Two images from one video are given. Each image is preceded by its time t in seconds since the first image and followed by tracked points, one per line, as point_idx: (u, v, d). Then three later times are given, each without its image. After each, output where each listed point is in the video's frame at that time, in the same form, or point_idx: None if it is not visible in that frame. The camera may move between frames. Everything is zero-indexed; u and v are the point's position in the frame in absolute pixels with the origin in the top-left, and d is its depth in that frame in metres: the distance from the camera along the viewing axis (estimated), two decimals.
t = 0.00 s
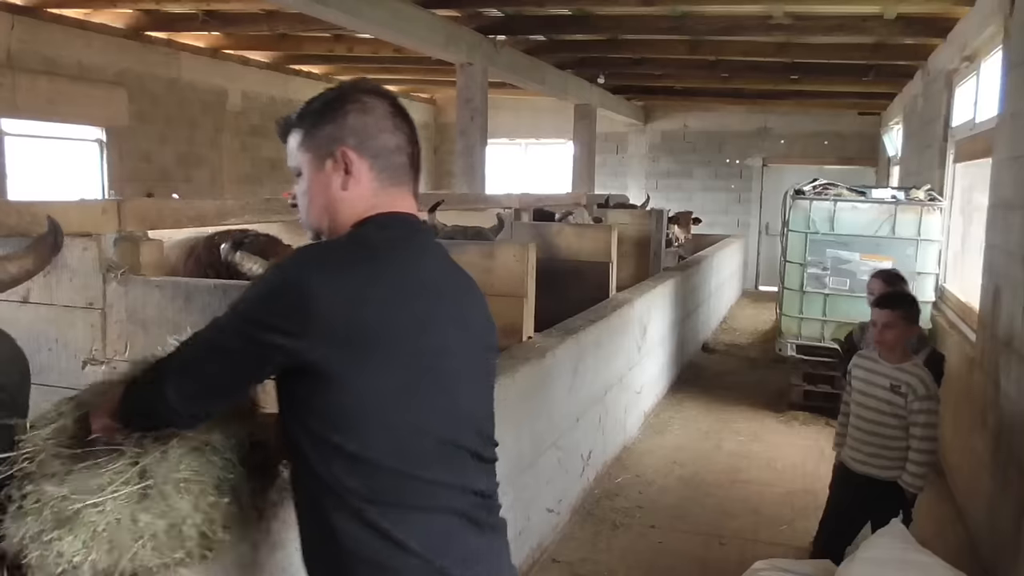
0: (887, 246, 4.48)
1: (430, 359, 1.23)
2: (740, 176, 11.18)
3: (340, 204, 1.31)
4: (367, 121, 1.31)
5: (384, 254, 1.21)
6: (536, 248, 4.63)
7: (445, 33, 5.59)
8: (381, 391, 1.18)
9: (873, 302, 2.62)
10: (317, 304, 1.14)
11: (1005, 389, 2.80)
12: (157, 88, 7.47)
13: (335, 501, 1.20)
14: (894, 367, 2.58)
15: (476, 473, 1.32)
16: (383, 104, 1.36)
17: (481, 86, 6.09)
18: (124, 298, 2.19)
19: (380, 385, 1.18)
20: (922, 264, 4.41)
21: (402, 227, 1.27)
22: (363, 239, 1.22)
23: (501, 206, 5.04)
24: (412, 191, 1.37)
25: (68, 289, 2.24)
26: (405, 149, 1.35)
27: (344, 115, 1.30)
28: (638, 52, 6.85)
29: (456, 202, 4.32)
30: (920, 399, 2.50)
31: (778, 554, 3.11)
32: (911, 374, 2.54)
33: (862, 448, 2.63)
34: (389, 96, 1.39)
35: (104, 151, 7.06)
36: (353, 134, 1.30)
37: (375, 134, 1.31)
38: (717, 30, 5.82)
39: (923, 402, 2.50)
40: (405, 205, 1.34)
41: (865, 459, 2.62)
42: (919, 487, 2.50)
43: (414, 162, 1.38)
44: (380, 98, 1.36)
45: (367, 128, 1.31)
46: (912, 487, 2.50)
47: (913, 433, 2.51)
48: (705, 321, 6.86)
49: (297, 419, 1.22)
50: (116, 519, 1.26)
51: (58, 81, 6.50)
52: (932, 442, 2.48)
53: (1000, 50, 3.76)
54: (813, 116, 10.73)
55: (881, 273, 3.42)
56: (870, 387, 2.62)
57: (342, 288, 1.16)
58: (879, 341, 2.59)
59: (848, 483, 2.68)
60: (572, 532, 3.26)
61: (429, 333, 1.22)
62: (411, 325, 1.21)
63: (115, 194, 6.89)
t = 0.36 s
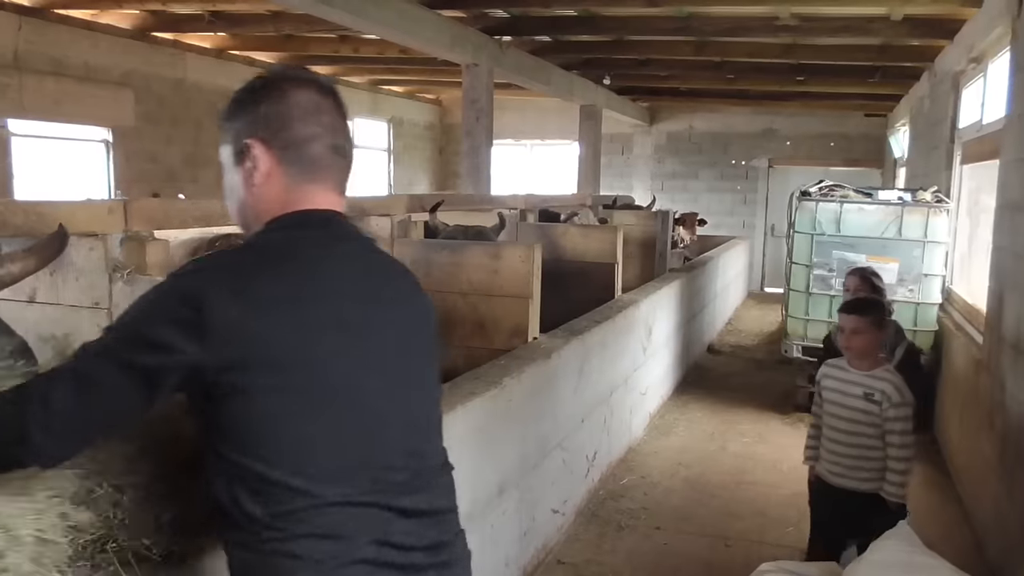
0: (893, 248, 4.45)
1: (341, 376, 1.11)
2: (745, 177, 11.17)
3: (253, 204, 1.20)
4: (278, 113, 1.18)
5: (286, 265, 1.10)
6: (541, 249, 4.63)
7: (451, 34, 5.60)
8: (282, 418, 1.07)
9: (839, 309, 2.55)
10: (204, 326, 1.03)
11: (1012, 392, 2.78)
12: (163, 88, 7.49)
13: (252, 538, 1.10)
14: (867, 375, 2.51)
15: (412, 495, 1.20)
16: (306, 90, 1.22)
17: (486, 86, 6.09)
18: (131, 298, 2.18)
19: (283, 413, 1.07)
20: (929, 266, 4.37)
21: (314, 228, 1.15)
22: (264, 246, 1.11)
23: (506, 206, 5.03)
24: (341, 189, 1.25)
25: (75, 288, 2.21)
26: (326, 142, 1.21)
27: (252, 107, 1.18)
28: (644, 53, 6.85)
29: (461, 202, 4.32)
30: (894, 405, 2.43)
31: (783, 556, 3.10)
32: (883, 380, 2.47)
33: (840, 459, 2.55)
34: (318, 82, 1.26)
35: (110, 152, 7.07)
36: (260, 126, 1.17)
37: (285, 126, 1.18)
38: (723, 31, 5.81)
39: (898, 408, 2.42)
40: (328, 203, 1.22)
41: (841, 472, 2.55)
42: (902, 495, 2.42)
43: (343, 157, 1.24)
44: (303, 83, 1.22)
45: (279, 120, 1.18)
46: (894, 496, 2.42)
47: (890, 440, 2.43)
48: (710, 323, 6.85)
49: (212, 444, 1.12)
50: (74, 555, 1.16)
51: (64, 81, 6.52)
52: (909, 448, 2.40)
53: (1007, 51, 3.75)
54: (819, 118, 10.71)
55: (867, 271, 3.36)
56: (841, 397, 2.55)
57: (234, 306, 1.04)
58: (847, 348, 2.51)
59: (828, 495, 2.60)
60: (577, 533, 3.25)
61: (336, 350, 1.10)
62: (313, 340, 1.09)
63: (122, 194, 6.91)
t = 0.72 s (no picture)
0: (898, 250, 4.45)
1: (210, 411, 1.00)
2: (749, 179, 11.16)
3: (100, 222, 1.10)
4: (99, 116, 1.07)
5: (138, 293, 0.99)
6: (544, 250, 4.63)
7: (455, 35, 5.61)
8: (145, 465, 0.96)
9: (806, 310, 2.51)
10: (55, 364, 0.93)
11: (1016, 395, 2.77)
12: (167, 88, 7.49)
13: None
14: (836, 373, 2.47)
15: (311, 529, 1.10)
16: (130, 83, 1.09)
17: (490, 88, 6.09)
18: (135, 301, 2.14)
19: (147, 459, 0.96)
20: (934, 269, 4.34)
21: (174, 246, 1.05)
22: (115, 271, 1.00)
23: (510, 207, 5.03)
24: (190, 186, 1.12)
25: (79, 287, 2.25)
26: (158, 137, 1.09)
27: (73, 115, 1.08)
28: (648, 54, 6.84)
29: (465, 203, 4.31)
30: (863, 405, 2.40)
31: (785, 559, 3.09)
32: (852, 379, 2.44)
33: (807, 461, 2.52)
34: (147, 68, 1.13)
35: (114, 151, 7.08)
36: (82, 135, 1.07)
37: (107, 130, 1.06)
38: (728, 32, 5.80)
39: (867, 407, 2.40)
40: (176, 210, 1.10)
41: (809, 472, 2.51)
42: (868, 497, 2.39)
43: (184, 150, 1.11)
44: (122, 74, 1.10)
45: (101, 123, 1.06)
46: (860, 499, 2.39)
47: (858, 441, 2.40)
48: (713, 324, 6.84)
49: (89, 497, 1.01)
50: None
51: (68, 81, 6.53)
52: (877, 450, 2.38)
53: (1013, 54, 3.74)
54: (823, 119, 10.70)
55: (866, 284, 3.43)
56: (810, 396, 2.51)
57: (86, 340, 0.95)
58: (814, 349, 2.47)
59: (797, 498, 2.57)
60: (579, 534, 3.25)
61: (200, 383, 1.00)
62: (174, 374, 0.98)
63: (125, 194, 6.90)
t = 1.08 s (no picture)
0: (899, 248, 4.42)
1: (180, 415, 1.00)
2: (750, 178, 11.15)
3: (110, 215, 1.13)
4: (109, 111, 1.10)
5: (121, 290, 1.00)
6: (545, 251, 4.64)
7: (455, 36, 5.61)
8: (110, 461, 0.97)
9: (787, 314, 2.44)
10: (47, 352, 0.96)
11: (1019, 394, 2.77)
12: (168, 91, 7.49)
13: None
14: (806, 380, 2.41)
15: (286, 532, 1.10)
16: (144, 81, 1.13)
17: (490, 88, 6.09)
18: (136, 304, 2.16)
19: (111, 456, 0.97)
20: (936, 267, 4.34)
21: (163, 246, 1.05)
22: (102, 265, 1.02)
23: (511, 207, 5.02)
24: (197, 183, 1.15)
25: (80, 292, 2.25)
26: (168, 133, 1.12)
27: (83, 110, 1.10)
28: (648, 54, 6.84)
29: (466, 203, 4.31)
30: (826, 417, 2.34)
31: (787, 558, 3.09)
32: (821, 389, 2.38)
33: (768, 467, 2.47)
34: (160, 70, 1.16)
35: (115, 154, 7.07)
36: (96, 128, 1.10)
37: (121, 125, 1.09)
38: (729, 31, 5.79)
39: (830, 420, 2.34)
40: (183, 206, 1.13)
41: (769, 479, 2.47)
42: (821, 510, 2.35)
43: (194, 148, 1.15)
44: (135, 72, 1.13)
45: (116, 117, 1.09)
46: (813, 512, 2.35)
47: (817, 452, 2.35)
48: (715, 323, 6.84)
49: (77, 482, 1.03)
50: None
51: (69, 84, 6.53)
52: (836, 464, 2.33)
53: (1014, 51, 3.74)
54: (824, 118, 10.69)
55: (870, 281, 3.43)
56: (779, 402, 2.47)
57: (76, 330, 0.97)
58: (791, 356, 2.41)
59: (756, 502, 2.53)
60: (581, 535, 3.24)
61: (172, 386, 1.00)
62: (146, 377, 0.98)
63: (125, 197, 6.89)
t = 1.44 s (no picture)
0: (899, 243, 4.42)
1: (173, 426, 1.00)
2: (749, 174, 11.14)
3: (82, 229, 1.11)
4: (70, 125, 1.07)
5: (108, 303, 1.00)
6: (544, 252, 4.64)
7: (451, 38, 5.61)
8: (105, 476, 0.97)
9: (765, 312, 2.45)
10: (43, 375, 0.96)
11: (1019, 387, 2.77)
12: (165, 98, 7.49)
13: None
14: (783, 380, 2.40)
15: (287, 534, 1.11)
16: (106, 91, 1.09)
17: (487, 90, 6.09)
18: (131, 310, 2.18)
19: (106, 469, 0.97)
20: (935, 261, 4.35)
21: (149, 258, 1.05)
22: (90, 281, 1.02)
23: (509, 208, 5.02)
24: (162, 192, 1.11)
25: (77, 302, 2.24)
26: (126, 142, 1.08)
27: (50, 125, 1.09)
28: (643, 53, 6.84)
29: (463, 205, 4.31)
30: (798, 417, 2.32)
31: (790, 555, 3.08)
32: (796, 390, 2.36)
33: (748, 469, 2.46)
34: (125, 78, 1.12)
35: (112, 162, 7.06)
36: (59, 142, 1.08)
37: (80, 139, 1.07)
38: (724, 29, 5.78)
39: (802, 421, 2.31)
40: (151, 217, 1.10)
41: (749, 481, 2.45)
42: (792, 514, 2.30)
43: (155, 154, 1.10)
44: (97, 82, 1.10)
45: (75, 130, 1.07)
46: (783, 515, 2.30)
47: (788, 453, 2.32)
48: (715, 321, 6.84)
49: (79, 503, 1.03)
50: None
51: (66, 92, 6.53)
52: (806, 466, 2.29)
53: (1009, 44, 3.74)
54: (821, 114, 10.69)
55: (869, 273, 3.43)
56: (760, 403, 2.46)
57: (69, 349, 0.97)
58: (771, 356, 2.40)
59: (738, 505, 2.51)
60: (584, 535, 3.24)
61: (163, 397, 1.00)
62: (137, 391, 0.98)
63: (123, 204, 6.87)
